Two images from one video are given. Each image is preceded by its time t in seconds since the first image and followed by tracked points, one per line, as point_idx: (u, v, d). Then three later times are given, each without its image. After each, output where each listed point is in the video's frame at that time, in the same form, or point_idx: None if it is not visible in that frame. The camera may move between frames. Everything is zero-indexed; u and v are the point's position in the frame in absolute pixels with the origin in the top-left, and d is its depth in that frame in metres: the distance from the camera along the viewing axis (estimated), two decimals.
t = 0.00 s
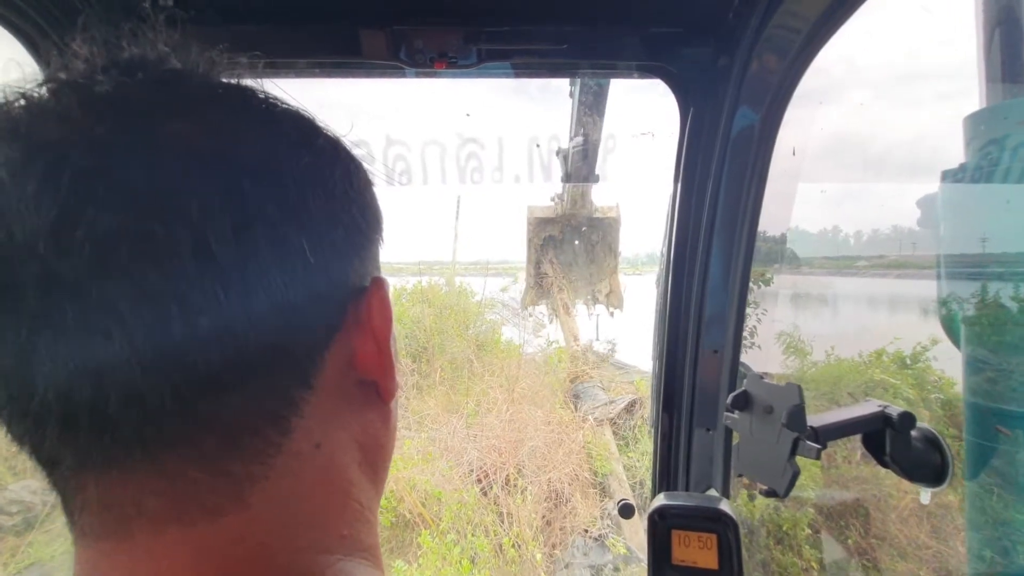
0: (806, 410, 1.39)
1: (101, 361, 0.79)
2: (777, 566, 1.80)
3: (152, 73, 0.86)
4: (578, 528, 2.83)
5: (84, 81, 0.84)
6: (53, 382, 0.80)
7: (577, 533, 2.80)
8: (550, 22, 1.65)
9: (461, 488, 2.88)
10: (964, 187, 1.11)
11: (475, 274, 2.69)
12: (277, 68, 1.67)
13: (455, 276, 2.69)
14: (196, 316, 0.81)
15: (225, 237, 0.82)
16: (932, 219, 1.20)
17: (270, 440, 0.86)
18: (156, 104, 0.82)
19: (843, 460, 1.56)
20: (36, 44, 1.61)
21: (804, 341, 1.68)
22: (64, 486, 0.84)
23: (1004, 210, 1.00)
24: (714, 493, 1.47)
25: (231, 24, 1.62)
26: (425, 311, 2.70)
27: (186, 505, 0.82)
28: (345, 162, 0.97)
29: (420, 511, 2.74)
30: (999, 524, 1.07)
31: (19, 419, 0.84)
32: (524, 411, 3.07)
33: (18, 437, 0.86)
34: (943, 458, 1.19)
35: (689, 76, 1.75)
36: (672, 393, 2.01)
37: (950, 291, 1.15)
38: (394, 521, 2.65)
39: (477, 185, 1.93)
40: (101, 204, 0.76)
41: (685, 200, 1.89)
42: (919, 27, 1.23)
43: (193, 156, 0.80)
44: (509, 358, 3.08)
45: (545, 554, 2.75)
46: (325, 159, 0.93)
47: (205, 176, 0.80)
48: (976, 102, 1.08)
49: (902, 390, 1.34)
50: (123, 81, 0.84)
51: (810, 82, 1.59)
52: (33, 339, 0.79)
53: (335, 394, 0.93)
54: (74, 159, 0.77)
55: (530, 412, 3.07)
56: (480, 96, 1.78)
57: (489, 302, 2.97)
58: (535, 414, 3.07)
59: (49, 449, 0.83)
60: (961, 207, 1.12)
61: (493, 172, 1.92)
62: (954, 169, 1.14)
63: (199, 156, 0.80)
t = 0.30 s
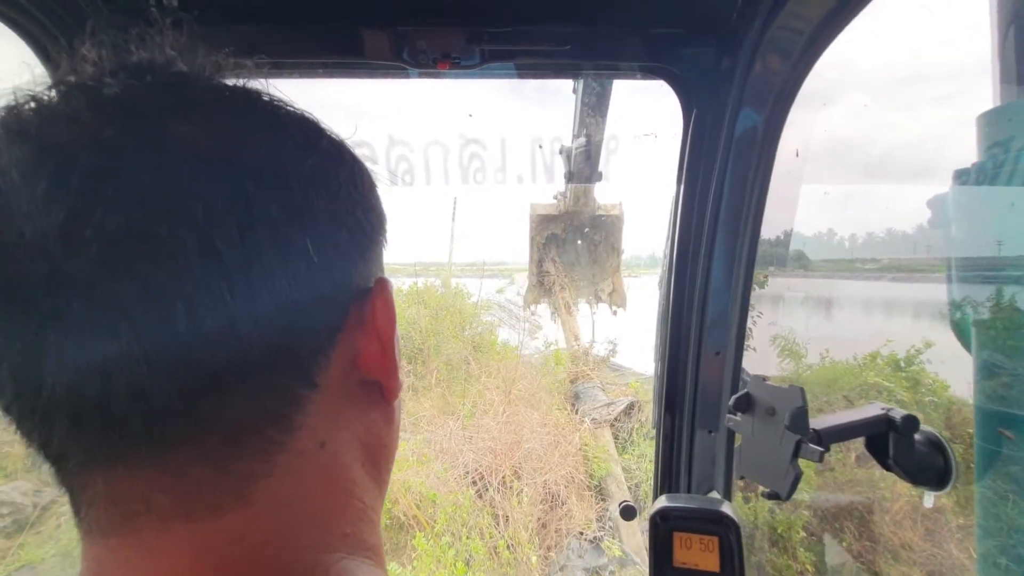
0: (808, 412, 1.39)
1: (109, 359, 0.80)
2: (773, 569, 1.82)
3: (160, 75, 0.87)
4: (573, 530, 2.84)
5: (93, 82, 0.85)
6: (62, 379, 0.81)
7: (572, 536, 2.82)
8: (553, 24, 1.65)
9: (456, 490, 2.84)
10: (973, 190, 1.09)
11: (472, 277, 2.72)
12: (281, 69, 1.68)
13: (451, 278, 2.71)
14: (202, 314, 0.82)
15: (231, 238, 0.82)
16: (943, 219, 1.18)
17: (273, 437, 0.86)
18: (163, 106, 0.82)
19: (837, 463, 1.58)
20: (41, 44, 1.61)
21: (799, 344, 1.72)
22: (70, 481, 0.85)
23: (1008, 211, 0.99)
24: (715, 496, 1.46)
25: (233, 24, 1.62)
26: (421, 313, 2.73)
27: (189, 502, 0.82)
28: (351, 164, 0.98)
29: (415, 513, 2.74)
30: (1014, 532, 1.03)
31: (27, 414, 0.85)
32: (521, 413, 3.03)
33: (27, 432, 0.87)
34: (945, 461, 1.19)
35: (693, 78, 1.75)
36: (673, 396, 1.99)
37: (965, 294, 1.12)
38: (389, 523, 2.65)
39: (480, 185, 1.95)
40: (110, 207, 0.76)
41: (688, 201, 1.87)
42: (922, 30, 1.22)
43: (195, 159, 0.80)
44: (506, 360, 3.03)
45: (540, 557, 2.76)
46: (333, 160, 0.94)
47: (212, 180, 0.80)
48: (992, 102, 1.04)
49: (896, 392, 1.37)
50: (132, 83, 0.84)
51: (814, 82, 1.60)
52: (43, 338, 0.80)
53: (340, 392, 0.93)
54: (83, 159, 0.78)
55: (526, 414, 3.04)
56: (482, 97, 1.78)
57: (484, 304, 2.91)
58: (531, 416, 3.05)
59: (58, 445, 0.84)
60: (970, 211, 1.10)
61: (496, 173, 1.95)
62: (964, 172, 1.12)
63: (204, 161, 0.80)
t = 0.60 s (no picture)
0: (806, 416, 1.39)
1: (105, 359, 0.80)
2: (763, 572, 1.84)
3: (173, 75, 0.87)
4: (564, 533, 2.90)
5: (105, 81, 0.85)
6: (62, 379, 0.81)
7: (563, 538, 2.89)
8: (557, 27, 1.66)
9: (447, 492, 2.87)
10: (975, 197, 1.09)
11: (465, 278, 2.67)
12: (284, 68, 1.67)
13: (444, 279, 2.63)
14: (202, 314, 0.81)
15: (233, 241, 0.82)
16: (940, 226, 1.20)
17: (274, 444, 0.86)
18: (172, 104, 0.83)
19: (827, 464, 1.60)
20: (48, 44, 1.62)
21: (790, 347, 1.74)
22: (69, 479, 0.85)
23: (1009, 218, 1.00)
24: (714, 499, 1.46)
25: (239, 25, 1.63)
26: (413, 314, 2.58)
27: (188, 505, 0.82)
28: (359, 164, 0.97)
29: (405, 515, 2.73)
30: None
31: (28, 412, 0.85)
32: (513, 415, 3.00)
33: (28, 429, 0.88)
34: (944, 467, 1.20)
35: (694, 82, 1.75)
36: (672, 398, 1.99)
37: (976, 300, 1.10)
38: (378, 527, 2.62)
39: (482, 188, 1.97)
40: (114, 206, 0.76)
41: (688, 204, 1.88)
42: (925, 37, 1.23)
43: (202, 156, 0.80)
44: (497, 362, 3.00)
45: (532, 559, 2.81)
46: (342, 163, 0.94)
47: (220, 181, 0.81)
48: (987, 111, 1.07)
49: (887, 396, 1.42)
50: (144, 82, 0.85)
51: (817, 85, 1.60)
52: (44, 337, 0.80)
53: (343, 398, 0.94)
54: (90, 159, 0.78)
55: (518, 416, 3.01)
56: (484, 100, 1.79)
57: (477, 304, 2.90)
58: (523, 418, 3.03)
59: (57, 444, 0.84)
60: (971, 218, 1.10)
61: (498, 176, 1.96)
62: (964, 179, 1.13)
63: (208, 153, 0.80)
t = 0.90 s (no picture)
0: (808, 421, 1.37)
1: (92, 378, 0.80)
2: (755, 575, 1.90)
3: (146, 79, 0.85)
4: (556, 536, 3.16)
5: (75, 90, 0.83)
6: (55, 400, 0.82)
7: (555, 541, 3.14)
8: (558, 28, 1.65)
9: (439, 495, 3.03)
10: (980, 201, 1.08)
11: (457, 279, 2.83)
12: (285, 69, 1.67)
13: (437, 280, 2.77)
14: (190, 335, 0.82)
15: (223, 255, 0.82)
16: (944, 229, 1.19)
17: (271, 449, 0.86)
18: (149, 112, 0.81)
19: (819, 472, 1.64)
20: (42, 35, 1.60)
21: (782, 350, 1.77)
22: (66, 495, 0.85)
23: (1011, 221, 0.99)
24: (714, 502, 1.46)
25: (240, 25, 1.62)
26: (406, 315, 2.72)
27: (185, 514, 0.82)
28: (349, 164, 0.97)
29: (397, 519, 2.87)
30: None
31: (23, 431, 0.86)
32: (504, 416, 3.19)
33: (25, 447, 0.88)
34: (947, 471, 1.19)
35: (695, 83, 1.75)
36: (673, 401, 1.99)
37: (992, 304, 1.05)
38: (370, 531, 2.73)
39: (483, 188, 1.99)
40: (95, 221, 0.76)
41: (690, 207, 1.87)
42: (926, 40, 1.23)
43: (182, 166, 0.80)
44: (490, 364, 3.14)
45: (523, 562, 3.08)
46: (329, 166, 0.93)
47: (206, 194, 0.80)
48: (995, 111, 1.05)
49: (877, 399, 1.43)
50: (117, 91, 0.82)
51: (823, 87, 1.57)
52: (33, 357, 0.81)
53: (340, 400, 0.93)
54: (66, 176, 0.77)
55: (510, 418, 3.21)
56: (487, 102, 1.79)
57: (470, 306, 3.02)
58: (515, 420, 3.22)
59: (54, 462, 0.84)
60: (975, 222, 1.09)
61: (499, 176, 1.97)
62: (967, 183, 1.12)
63: (191, 163, 0.80)
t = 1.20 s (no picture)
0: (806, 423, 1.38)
1: (85, 391, 0.80)
2: None
3: (133, 82, 0.84)
4: (546, 537, 3.23)
5: (59, 97, 0.82)
6: (49, 416, 0.81)
7: (545, 542, 3.21)
8: (557, 30, 1.65)
9: (428, 497, 2.99)
10: (974, 204, 1.08)
11: (448, 279, 2.84)
12: (283, 69, 1.67)
13: (427, 280, 2.71)
14: (186, 350, 0.82)
15: (220, 273, 0.82)
16: (937, 233, 1.19)
17: (271, 458, 0.86)
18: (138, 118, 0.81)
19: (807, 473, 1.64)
20: (27, 23, 1.54)
21: (772, 351, 1.80)
22: (60, 508, 0.85)
23: (1007, 225, 0.98)
24: (710, 505, 1.46)
25: (241, 25, 1.62)
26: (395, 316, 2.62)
27: (186, 523, 0.82)
28: (347, 167, 0.97)
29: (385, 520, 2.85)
30: None
31: (16, 445, 0.85)
32: (494, 417, 3.25)
33: (18, 462, 0.87)
34: (943, 475, 1.18)
35: (694, 84, 1.75)
36: (669, 403, 1.98)
37: (998, 307, 1.01)
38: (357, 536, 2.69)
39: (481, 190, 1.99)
40: (86, 236, 0.76)
41: (688, 210, 1.87)
42: (925, 40, 1.22)
43: (174, 180, 0.79)
44: (481, 364, 3.22)
45: (513, 564, 3.05)
46: (326, 172, 0.94)
47: (204, 207, 0.81)
48: (985, 117, 1.06)
49: (864, 399, 1.45)
50: (102, 95, 0.82)
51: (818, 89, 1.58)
52: (26, 374, 0.80)
53: (340, 404, 0.93)
54: (53, 189, 0.77)
55: (500, 419, 3.27)
56: (485, 103, 1.80)
57: (460, 306, 3.06)
58: (505, 420, 3.28)
59: (47, 477, 0.84)
60: (969, 225, 1.09)
61: (497, 178, 1.98)
62: (961, 186, 1.12)
63: (179, 173, 0.80)
